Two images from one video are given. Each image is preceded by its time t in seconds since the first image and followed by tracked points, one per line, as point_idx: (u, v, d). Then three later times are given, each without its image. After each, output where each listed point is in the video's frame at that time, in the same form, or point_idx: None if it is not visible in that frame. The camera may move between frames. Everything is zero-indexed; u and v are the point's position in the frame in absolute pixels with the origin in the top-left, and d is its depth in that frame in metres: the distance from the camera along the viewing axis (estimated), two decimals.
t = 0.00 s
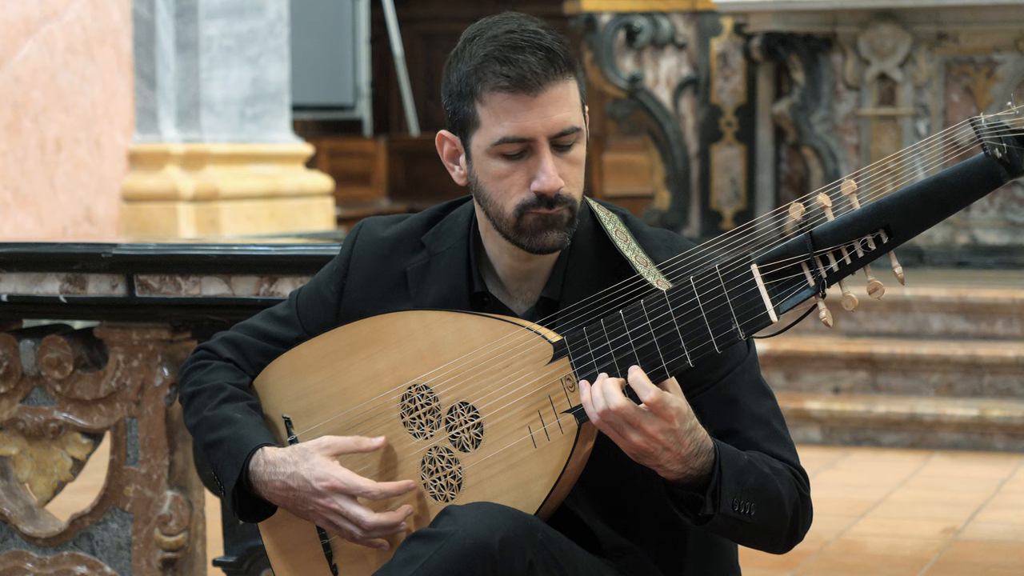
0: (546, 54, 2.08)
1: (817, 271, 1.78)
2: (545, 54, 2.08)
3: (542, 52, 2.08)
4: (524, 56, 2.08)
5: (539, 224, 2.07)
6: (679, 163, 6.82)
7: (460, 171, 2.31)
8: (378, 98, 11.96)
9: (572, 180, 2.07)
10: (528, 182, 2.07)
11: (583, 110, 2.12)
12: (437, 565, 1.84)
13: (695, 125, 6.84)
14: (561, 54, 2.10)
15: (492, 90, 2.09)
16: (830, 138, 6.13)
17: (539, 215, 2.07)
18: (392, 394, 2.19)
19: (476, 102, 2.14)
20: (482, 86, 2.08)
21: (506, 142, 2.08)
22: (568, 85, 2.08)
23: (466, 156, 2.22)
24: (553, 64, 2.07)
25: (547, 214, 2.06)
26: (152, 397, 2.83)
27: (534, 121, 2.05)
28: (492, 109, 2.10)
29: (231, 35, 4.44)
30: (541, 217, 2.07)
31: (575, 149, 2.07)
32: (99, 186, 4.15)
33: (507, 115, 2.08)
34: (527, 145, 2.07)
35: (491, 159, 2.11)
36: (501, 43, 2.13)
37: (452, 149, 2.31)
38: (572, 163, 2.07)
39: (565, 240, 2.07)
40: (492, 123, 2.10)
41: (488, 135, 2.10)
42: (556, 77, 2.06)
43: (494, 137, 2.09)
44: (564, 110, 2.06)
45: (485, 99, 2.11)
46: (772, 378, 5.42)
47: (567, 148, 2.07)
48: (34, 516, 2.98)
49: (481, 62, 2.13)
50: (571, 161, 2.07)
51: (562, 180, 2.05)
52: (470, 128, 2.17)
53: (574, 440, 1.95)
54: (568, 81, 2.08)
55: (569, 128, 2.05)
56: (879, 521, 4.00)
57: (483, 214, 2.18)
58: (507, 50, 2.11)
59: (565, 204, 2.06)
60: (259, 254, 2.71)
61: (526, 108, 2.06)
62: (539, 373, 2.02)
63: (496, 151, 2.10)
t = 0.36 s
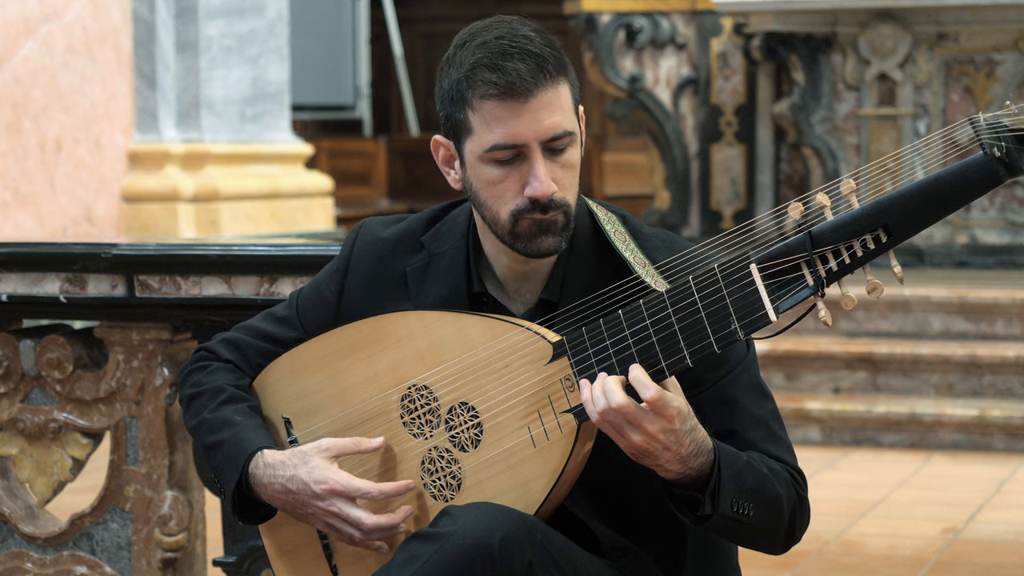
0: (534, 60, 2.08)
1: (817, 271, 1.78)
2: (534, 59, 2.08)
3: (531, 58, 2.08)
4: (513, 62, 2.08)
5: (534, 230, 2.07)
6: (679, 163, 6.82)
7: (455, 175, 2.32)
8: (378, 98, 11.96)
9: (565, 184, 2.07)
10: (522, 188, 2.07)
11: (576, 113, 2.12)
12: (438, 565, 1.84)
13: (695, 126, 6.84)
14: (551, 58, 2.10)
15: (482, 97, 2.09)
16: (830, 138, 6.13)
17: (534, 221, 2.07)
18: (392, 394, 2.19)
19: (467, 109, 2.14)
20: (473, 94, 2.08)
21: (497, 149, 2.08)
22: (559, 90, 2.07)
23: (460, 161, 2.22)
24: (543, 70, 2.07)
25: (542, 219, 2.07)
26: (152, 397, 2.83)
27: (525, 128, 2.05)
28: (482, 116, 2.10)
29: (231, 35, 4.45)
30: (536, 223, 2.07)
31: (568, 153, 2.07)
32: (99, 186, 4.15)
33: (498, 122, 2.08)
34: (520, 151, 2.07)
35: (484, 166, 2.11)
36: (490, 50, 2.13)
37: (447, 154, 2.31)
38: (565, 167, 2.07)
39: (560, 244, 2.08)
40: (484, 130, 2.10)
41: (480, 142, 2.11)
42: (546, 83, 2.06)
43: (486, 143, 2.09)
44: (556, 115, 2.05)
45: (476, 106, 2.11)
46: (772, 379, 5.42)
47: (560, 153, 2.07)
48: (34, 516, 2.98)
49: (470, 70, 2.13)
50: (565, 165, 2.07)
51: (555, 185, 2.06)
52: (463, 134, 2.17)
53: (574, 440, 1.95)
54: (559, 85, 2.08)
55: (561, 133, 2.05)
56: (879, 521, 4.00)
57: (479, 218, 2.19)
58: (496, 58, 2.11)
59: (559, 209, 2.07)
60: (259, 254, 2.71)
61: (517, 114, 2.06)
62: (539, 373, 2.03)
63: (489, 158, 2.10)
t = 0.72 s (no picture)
0: (533, 60, 2.08)
1: (818, 271, 1.78)
2: (533, 59, 2.08)
3: (530, 58, 2.09)
4: (512, 62, 2.09)
5: (533, 231, 2.07)
6: (679, 163, 6.82)
7: (454, 174, 2.31)
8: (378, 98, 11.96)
9: (564, 184, 2.07)
10: (519, 189, 2.07)
11: (574, 113, 2.12)
12: (437, 565, 1.84)
13: (695, 126, 6.84)
14: (549, 59, 2.10)
15: (480, 98, 2.09)
16: (830, 138, 6.13)
17: (532, 222, 2.07)
18: (393, 394, 2.19)
19: (466, 109, 2.14)
20: (471, 95, 2.08)
21: (496, 149, 2.08)
22: (558, 90, 2.08)
23: (459, 161, 2.22)
24: (541, 71, 2.07)
25: (541, 220, 2.07)
26: (152, 397, 2.83)
27: (524, 128, 2.05)
28: (481, 116, 2.10)
29: (231, 35, 4.45)
30: (534, 223, 2.07)
31: (567, 154, 2.07)
32: (99, 186, 4.15)
33: (497, 122, 2.08)
34: (518, 152, 2.07)
35: (483, 167, 2.11)
36: (490, 50, 2.13)
37: (447, 154, 2.32)
38: (564, 168, 2.07)
39: (559, 246, 2.07)
40: (482, 131, 2.10)
41: (479, 142, 2.11)
42: (544, 84, 2.06)
43: (485, 144, 2.09)
44: (554, 115, 2.06)
45: (474, 106, 2.11)
46: (772, 379, 5.42)
47: (558, 154, 2.07)
48: (34, 516, 2.98)
49: (469, 70, 2.13)
50: (563, 166, 2.07)
51: (553, 186, 2.06)
52: (462, 134, 2.17)
53: (575, 440, 1.95)
54: (558, 85, 2.08)
55: (560, 134, 2.05)
56: (879, 521, 4.00)
57: (478, 219, 2.19)
58: (494, 58, 2.11)
59: (557, 209, 2.07)
60: (259, 254, 2.71)
61: (516, 115, 2.06)
62: (540, 373, 2.02)
63: (487, 158, 2.10)
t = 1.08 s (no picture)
0: (529, 60, 2.08)
1: (819, 271, 1.78)
2: (529, 59, 2.08)
3: (526, 58, 2.08)
4: (508, 62, 2.08)
5: (528, 231, 2.07)
6: (679, 163, 6.82)
7: (453, 173, 2.31)
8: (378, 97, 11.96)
9: (560, 185, 2.07)
10: (515, 190, 2.08)
11: (571, 113, 2.11)
12: (438, 565, 1.84)
13: (695, 126, 6.84)
14: (546, 59, 2.09)
15: (476, 97, 2.09)
16: (830, 138, 6.13)
17: (527, 222, 2.07)
18: (393, 394, 2.19)
19: (462, 109, 2.14)
20: (466, 95, 2.08)
21: (491, 149, 2.08)
22: (554, 91, 2.07)
23: (457, 160, 2.22)
24: (537, 70, 2.07)
25: (537, 221, 2.07)
26: (152, 397, 2.83)
27: (520, 129, 2.05)
28: (476, 116, 2.10)
29: (231, 35, 4.44)
30: (529, 224, 2.07)
31: (563, 155, 2.07)
32: (99, 186, 4.15)
33: (492, 122, 2.08)
34: (513, 152, 2.07)
35: (478, 167, 2.11)
36: (486, 50, 2.13)
37: (445, 153, 2.32)
38: (560, 168, 2.07)
39: (556, 247, 2.07)
40: (478, 131, 2.10)
41: (474, 142, 2.11)
42: (540, 84, 2.06)
43: (480, 144, 2.09)
44: (550, 116, 2.05)
45: (471, 106, 2.11)
46: (772, 379, 5.42)
47: (554, 154, 2.07)
48: (34, 516, 2.98)
49: (465, 70, 2.13)
50: (559, 166, 2.06)
51: (549, 186, 2.06)
52: (459, 134, 2.17)
53: (576, 440, 1.95)
54: (554, 86, 2.08)
55: (556, 135, 2.05)
56: (879, 521, 4.00)
57: (476, 219, 2.19)
58: (490, 58, 2.11)
59: (553, 210, 2.07)
60: (259, 254, 2.71)
61: (511, 115, 2.06)
62: (541, 373, 2.02)
63: (483, 159, 2.10)
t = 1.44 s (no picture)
0: (527, 59, 2.08)
1: (819, 271, 1.78)
2: (527, 58, 2.08)
3: (524, 57, 2.08)
4: (507, 61, 2.09)
5: (529, 230, 2.07)
6: (679, 163, 6.82)
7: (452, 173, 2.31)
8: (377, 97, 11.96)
9: (559, 184, 2.07)
10: (515, 189, 2.08)
11: (570, 112, 2.11)
12: (438, 565, 1.84)
13: (695, 126, 6.84)
14: (544, 58, 2.09)
15: (475, 97, 2.10)
16: (830, 138, 6.13)
17: (528, 222, 2.07)
18: (393, 394, 2.19)
19: (461, 109, 2.14)
20: (465, 95, 2.08)
21: (491, 149, 2.08)
22: (553, 89, 2.07)
23: (456, 160, 2.22)
24: (536, 69, 2.07)
25: (537, 219, 2.07)
26: (152, 397, 2.83)
27: (519, 128, 2.05)
28: (476, 116, 2.10)
29: (231, 35, 4.44)
30: (529, 223, 2.07)
31: (563, 154, 2.07)
32: (99, 186, 4.15)
33: (491, 122, 2.08)
34: (513, 151, 2.07)
35: (478, 166, 2.11)
36: (485, 49, 2.14)
37: (445, 153, 2.32)
38: (560, 167, 2.06)
39: (556, 246, 2.07)
40: (478, 131, 2.10)
41: (474, 142, 2.11)
42: (539, 83, 2.06)
43: (479, 143, 2.10)
44: (549, 115, 2.05)
45: (469, 106, 2.11)
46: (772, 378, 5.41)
47: (554, 153, 2.07)
48: (34, 516, 2.98)
49: (464, 69, 2.13)
50: (559, 165, 2.06)
51: (549, 186, 2.06)
52: (458, 133, 2.17)
53: (576, 439, 1.95)
54: (553, 84, 2.08)
55: (555, 133, 2.05)
56: (880, 521, 4.00)
57: (476, 219, 2.19)
58: (488, 57, 2.11)
59: (553, 209, 2.07)
60: (259, 254, 2.71)
61: (511, 114, 2.06)
62: (540, 373, 2.02)
63: (483, 158, 2.10)
